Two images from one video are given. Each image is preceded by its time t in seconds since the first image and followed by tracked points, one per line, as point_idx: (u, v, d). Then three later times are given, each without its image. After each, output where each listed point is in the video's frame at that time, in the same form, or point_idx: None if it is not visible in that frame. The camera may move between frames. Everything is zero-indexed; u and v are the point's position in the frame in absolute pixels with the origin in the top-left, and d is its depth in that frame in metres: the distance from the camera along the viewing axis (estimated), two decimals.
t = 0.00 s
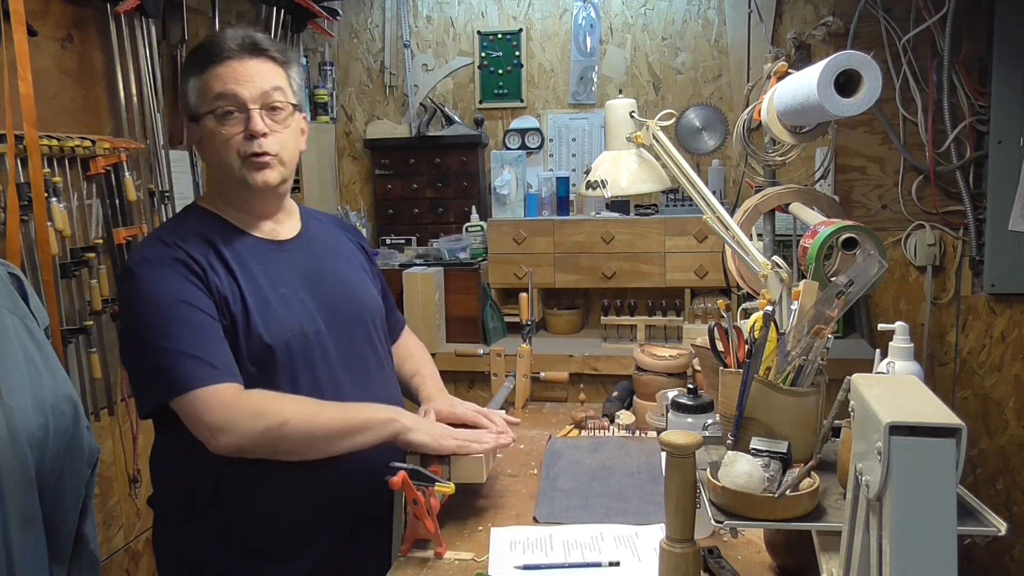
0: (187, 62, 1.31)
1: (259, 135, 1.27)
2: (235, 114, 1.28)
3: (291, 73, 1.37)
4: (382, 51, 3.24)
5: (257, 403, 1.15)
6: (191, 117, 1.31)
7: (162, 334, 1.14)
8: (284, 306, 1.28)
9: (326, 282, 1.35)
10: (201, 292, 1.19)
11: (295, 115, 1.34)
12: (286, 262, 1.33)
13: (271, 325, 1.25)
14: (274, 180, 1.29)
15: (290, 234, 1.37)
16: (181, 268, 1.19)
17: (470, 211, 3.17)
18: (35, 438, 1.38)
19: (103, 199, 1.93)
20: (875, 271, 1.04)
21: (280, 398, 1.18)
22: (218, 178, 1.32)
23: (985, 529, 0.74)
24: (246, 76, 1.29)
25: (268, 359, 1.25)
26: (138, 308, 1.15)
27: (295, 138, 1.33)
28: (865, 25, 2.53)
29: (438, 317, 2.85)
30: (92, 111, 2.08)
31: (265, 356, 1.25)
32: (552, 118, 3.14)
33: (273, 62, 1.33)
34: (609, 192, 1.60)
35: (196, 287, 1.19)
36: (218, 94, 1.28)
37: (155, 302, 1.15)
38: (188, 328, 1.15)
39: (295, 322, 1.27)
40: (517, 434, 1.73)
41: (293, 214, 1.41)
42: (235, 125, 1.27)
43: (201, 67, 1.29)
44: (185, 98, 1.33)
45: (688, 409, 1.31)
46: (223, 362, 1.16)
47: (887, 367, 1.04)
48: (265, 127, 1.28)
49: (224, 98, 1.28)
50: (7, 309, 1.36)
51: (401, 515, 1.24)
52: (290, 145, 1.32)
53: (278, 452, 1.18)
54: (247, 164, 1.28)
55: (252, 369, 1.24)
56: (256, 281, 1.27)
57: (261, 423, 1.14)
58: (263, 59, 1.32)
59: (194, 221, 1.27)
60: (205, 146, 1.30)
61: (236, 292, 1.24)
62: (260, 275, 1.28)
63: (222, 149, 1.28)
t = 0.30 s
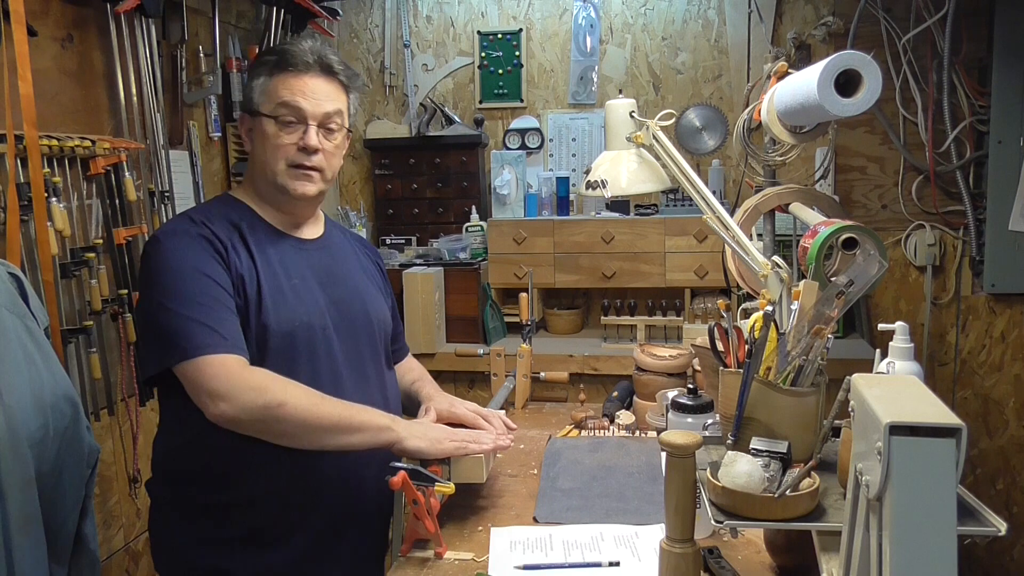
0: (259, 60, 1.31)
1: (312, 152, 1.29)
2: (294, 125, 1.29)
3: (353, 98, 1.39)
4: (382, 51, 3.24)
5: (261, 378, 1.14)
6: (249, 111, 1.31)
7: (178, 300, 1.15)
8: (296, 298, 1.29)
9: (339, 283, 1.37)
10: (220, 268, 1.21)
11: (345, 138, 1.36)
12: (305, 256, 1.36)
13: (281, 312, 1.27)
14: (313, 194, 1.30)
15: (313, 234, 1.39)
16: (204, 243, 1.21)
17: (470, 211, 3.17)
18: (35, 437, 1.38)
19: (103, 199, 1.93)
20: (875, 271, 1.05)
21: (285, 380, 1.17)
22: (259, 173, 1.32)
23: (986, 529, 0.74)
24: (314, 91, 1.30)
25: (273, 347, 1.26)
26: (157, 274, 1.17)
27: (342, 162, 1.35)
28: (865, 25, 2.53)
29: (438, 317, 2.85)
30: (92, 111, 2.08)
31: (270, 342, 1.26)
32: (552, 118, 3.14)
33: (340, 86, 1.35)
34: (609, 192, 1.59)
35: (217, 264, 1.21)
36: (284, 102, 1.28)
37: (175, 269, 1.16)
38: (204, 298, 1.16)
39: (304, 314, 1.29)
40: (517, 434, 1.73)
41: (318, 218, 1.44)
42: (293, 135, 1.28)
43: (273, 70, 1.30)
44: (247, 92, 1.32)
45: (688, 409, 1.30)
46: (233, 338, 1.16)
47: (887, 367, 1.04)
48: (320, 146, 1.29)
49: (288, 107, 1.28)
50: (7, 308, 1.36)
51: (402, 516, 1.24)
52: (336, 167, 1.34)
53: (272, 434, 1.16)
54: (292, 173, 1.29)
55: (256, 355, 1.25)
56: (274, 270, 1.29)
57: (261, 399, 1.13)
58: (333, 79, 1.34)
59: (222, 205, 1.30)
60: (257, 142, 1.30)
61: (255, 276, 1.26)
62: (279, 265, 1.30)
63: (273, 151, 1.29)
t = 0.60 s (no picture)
0: (308, 70, 1.27)
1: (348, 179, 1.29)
2: (336, 148, 1.27)
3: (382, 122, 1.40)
4: (382, 51, 3.24)
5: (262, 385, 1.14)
6: (289, 119, 1.26)
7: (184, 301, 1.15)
8: (301, 299, 1.29)
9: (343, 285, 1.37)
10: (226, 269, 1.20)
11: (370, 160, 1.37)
12: (312, 258, 1.35)
13: (286, 315, 1.26)
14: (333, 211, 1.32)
15: (318, 236, 1.39)
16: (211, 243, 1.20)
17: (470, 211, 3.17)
18: (35, 437, 1.37)
19: (103, 198, 1.93)
20: (875, 271, 1.05)
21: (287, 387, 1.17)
22: (282, 178, 1.29)
23: (985, 529, 0.74)
24: (361, 120, 1.29)
25: (279, 348, 1.26)
26: (163, 273, 1.16)
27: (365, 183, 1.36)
28: (865, 25, 2.53)
29: (438, 317, 2.85)
30: (92, 111, 2.08)
31: (276, 343, 1.25)
32: (552, 118, 3.15)
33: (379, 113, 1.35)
34: (609, 192, 1.59)
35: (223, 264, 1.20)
36: (332, 125, 1.26)
37: (181, 269, 1.16)
38: (209, 300, 1.15)
39: (308, 315, 1.28)
40: (517, 434, 1.73)
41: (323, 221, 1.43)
42: (333, 158, 1.27)
43: (324, 87, 1.26)
44: (288, 96, 1.26)
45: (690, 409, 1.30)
46: (236, 341, 1.16)
47: (887, 367, 1.04)
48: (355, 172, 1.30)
49: (335, 130, 1.26)
50: (7, 308, 1.36)
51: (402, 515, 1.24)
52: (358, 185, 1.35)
53: (272, 438, 1.16)
54: (321, 191, 1.29)
55: (261, 356, 1.25)
56: (279, 271, 1.28)
57: (261, 405, 1.13)
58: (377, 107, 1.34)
59: (231, 204, 1.29)
60: (290, 151, 1.27)
61: (260, 277, 1.25)
62: (284, 266, 1.30)
63: (310, 168, 1.26)
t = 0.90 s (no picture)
0: (335, 82, 1.26)
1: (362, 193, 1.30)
2: (356, 163, 1.27)
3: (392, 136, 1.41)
4: (382, 51, 3.24)
5: (262, 410, 1.14)
6: (310, 128, 1.25)
7: (186, 317, 1.13)
8: (305, 311, 1.28)
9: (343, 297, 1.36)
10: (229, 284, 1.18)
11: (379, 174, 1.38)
12: (313, 271, 1.34)
13: (291, 328, 1.25)
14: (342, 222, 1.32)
15: (313, 241, 1.38)
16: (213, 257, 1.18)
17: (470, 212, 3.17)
18: (36, 437, 1.37)
19: (103, 198, 1.93)
20: (876, 271, 1.05)
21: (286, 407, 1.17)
22: (294, 186, 1.27)
23: (985, 529, 0.74)
24: (382, 137, 1.30)
25: (281, 363, 1.25)
26: (164, 287, 1.14)
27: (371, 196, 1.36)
28: (865, 25, 2.53)
29: (438, 317, 2.85)
30: (92, 110, 2.08)
31: (278, 358, 1.25)
32: (552, 118, 3.15)
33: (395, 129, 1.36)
34: (609, 192, 1.59)
35: (225, 280, 1.18)
36: (355, 139, 1.26)
37: (184, 285, 1.13)
38: (211, 320, 1.13)
39: (312, 328, 1.28)
40: (516, 434, 1.73)
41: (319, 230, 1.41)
42: (353, 172, 1.27)
43: (351, 101, 1.26)
44: (311, 104, 1.24)
45: (690, 409, 1.30)
46: (237, 363, 1.15)
47: (887, 367, 1.04)
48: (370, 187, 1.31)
49: (357, 145, 1.26)
50: (7, 308, 1.36)
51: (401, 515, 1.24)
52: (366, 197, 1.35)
53: (271, 458, 1.17)
54: (335, 203, 1.29)
55: (262, 367, 1.24)
56: (281, 283, 1.27)
57: (263, 430, 1.13)
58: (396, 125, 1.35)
59: (232, 213, 1.26)
60: (307, 160, 1.25)
61: (262, 292, 1.24)
62: (286, 278, 1.28)
63: (328, 179, 1.26)
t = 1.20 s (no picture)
0: (322, 81, 1.20)
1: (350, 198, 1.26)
2: (346, 168, 1.23)
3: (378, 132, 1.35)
4: (382, 51, 3.24)
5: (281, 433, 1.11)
6: (296, 131, 1.19)
7: (195, 344, 1.07)
8: (306, 323, 1.26)
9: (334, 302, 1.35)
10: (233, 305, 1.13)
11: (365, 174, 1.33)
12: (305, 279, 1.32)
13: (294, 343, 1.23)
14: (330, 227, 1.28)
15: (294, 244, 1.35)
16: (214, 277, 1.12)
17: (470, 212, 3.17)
18: (35, 437, 1.37)
19: (103, 198, 1.93)
20: (876, 271, 1.05)
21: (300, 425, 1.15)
22: (282, 192, 1.23)
23: (986, 529, 0.74)
24: (372, 138, 1.25)
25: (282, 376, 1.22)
26: (165, 313, 1.07)
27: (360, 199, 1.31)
28: (865, 25, 2.53)
29: (438, 317, 2.85)
30: (92, 110, 2.08)
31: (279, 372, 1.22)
32: (552, 118, 3.15)
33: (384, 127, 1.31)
34: (609, 192, 1.59)
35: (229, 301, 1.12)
36: (344, 143, 1.21)
37: (190, 309, 1.07)
38: (222, 345, 1.09)
39: (315, 339, 1.26)
40: (517, 434, 1.73)
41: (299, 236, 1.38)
42: (342, 177, 1.23)
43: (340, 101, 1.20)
44: (297, 106, 1.19)
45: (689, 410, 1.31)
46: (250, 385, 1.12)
47: (887, 367, 1.04)
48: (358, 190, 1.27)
49: (347, 148, 1.21)
50: (7, 309, 1.36)
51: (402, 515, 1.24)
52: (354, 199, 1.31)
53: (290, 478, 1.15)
54: (325, 208, 1.25)
55: (263, 383, 1.21)
56: (280, 297, 1.24)
57: (287, 456, 1.11)
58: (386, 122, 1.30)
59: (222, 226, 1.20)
60: (293, 164, 1.20)
61: (263, 307, 1.20)
62: (284, 291, 1.25)
63: (317, 185, 1.22)
